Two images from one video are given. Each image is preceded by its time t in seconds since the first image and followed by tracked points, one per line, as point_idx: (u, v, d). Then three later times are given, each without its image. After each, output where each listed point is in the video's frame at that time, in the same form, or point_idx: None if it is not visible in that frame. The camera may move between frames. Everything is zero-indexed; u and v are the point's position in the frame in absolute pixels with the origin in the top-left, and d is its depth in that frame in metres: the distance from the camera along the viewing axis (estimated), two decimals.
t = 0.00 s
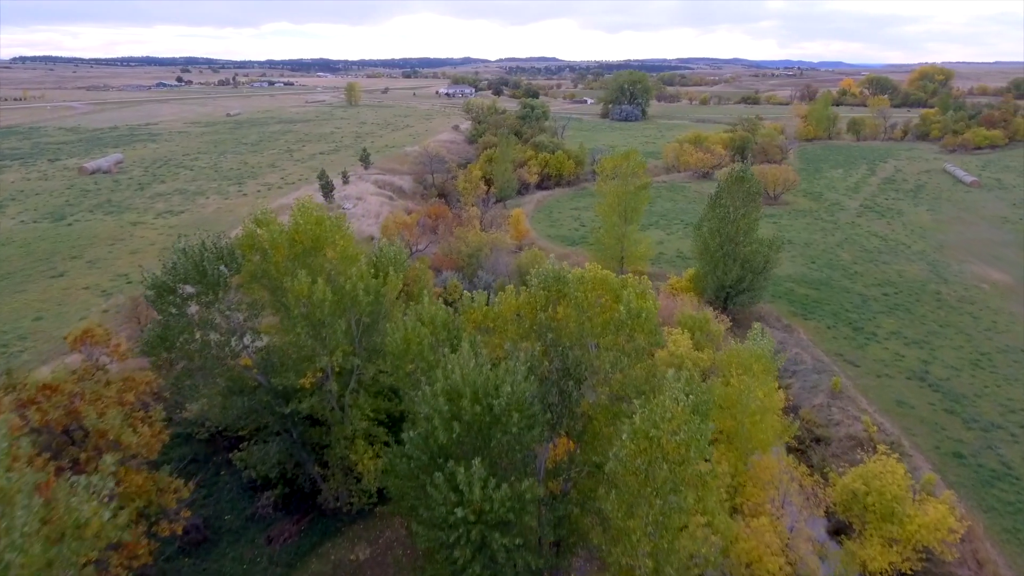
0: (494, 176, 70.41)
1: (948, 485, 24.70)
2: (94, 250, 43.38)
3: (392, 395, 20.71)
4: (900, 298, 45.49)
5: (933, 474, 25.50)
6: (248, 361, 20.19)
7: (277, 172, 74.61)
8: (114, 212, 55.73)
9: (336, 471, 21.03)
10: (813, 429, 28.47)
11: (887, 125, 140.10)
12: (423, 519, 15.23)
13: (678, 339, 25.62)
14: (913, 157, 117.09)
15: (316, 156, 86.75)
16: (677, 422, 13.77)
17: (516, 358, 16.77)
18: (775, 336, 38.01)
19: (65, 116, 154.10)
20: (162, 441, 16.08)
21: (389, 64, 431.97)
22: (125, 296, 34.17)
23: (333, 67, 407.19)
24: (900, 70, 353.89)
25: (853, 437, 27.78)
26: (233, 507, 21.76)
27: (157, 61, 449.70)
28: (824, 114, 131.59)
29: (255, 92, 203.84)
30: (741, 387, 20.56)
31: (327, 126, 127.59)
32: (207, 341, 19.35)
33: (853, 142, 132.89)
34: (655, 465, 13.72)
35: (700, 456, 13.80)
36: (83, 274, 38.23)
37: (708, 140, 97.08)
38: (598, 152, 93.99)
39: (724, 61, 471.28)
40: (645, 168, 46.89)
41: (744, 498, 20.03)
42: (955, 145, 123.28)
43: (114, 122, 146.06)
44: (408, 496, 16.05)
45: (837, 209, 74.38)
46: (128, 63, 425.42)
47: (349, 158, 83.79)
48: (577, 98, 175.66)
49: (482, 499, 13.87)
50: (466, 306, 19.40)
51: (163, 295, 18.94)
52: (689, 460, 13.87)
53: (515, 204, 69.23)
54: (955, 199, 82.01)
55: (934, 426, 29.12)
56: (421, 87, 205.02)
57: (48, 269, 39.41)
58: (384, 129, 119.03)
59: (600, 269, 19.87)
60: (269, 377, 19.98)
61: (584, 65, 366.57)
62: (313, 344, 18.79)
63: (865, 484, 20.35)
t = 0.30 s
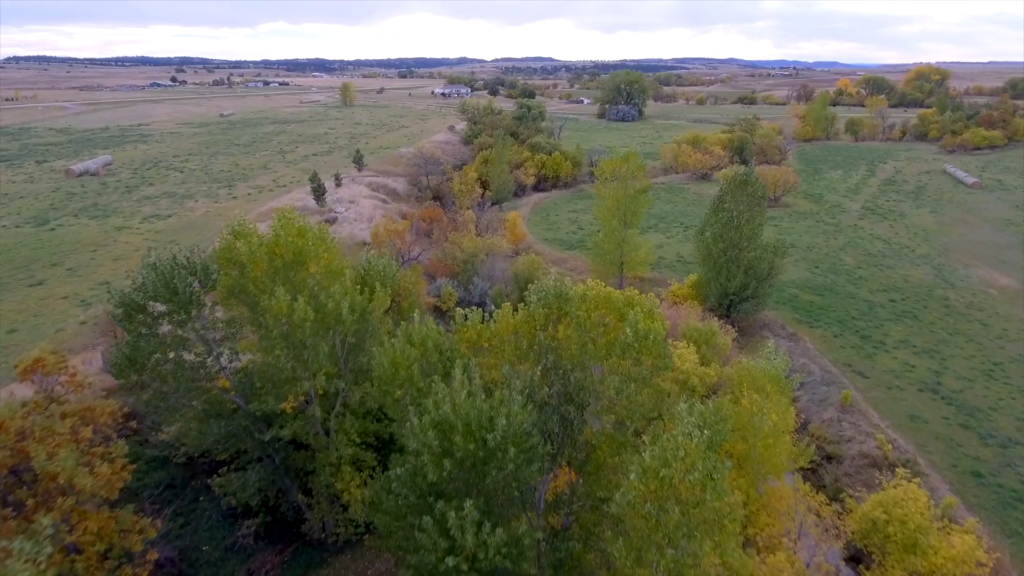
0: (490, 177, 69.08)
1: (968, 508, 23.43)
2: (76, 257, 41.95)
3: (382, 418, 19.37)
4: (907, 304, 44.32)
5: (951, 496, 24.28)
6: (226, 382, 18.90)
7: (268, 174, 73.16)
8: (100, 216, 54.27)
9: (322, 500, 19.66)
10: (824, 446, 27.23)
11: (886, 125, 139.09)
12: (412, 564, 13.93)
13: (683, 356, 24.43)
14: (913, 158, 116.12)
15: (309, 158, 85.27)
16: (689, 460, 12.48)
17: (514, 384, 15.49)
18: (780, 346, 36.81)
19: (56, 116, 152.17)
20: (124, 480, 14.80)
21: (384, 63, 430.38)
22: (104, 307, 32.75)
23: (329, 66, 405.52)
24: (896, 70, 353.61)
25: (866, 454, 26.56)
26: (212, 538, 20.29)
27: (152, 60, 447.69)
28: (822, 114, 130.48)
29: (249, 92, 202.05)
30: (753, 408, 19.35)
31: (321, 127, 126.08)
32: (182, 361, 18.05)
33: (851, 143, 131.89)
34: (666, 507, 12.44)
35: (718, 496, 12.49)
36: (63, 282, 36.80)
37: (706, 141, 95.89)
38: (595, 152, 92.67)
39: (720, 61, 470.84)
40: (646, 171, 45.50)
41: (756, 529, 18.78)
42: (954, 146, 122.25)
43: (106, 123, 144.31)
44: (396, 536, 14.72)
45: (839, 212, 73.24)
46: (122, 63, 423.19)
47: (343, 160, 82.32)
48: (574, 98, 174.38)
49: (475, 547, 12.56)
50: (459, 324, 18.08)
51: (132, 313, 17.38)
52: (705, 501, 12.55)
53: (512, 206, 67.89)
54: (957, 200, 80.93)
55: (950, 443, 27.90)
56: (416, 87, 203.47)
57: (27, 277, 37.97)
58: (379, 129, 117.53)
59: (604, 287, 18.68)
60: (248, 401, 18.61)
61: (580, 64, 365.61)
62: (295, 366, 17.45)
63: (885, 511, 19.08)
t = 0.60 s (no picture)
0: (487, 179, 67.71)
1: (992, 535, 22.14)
2: (57, 264, 40.51)
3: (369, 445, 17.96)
4: (915, 311, 43.08)
5: (974, 522, 22.98)
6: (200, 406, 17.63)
7: (260, 176, 71.68)
8: (85, 221, 52.81)
9: (305, 533, 18.21)
10: (838, 465, 25.94)
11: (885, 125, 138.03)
12: None
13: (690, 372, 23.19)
14: (913, 158, 115.08)
15: (303, 159, 83.82)
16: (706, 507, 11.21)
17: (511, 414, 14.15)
18: (786, 357, 35.55)
19: (47, 117, 150.28)
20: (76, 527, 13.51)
21: (381, 63, 428.74)
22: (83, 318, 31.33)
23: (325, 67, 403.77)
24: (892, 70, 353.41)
25: (882, 474, 25.28)
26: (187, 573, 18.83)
27: (147, 60, 444.28)
28: (821, 114, 129.37)
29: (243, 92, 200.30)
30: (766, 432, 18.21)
31: (315, 127, 124.59)
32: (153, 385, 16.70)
33: (850, 143, 130.89)
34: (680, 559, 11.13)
35: (739, 548, 11.13)
36: (42, 291, 35.38)
37: (705, 142, 94.66)
38: (593, 153, 91.37)
39: (716, 61, 470.32)
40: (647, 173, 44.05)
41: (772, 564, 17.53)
42: (954, 147, 121.17)
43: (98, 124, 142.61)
44: None
45: (841, 214, 72.05)
46: (118, 63, 420.36)
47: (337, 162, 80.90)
48: (571, 98, 173.04)
49: None
50: (453, 345, 16.70)
51: (96, 335, 16.23)
52: (726, 553, 11.23)
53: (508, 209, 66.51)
54: (959, 202, 79.78)
55: (969, 461, 26.62)
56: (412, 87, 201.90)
57: (5, 285, 36.54)
58: (374, 130, 116.08)
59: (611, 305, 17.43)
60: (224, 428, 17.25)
61: (576, 64, 364.55)
62: (273, 393, 16.07)
63: (910, 544, 17.75)
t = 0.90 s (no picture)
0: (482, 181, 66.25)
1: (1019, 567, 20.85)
2: (34, 271, 38.99)
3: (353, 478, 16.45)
4: (924, 318, 41.83)
5: (999, 551, 21.66)
6: (168, 438, 16.25)
7: (251, 179, 70.03)
8: (67, 225, 51.27)
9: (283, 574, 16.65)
10: (853, 486, 24.59)
11: (883, 126, 136.93)
12: None
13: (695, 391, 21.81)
14: (912, 159, 113.96)
15: (294, 161, 82.23)
16: None
17: (507, 455, 12.66)
18: (793, 368, 34.26)
19: (36, 117, 148.09)
20: None
21: (376, 64, 427.12)
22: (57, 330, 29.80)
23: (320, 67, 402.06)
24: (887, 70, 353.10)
25: (899, 497, 23.96)
26: None
27: (141, 61, 442.40)
28: (819, 115, 128.25)
29: (237, 92, 198.40)
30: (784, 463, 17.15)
31: (309, 128, 122.93)
32: (115, 417, 15.37)
33: (848, 144, 129.84)
34: None
35: None
36: (15, 302, 33.84)
37: (703, 143, 93.42)
38: (590, 154, 89.97)
39: (711, 61, 470.44)
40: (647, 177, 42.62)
41: None
42: (954, 148, 120.05)
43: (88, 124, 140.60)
44: None
45: (842, 217, 70.81)
46: (111, 63, 417.20)
47: (329, 163, 79.35)
48: (567, 98, 171.56)
49: None
50: (445, 371, 15.31)
51: (49, 363, 14.82)
52: None
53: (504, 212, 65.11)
54: (962, 204, 78.59)
55: (990, 482, 25.30)
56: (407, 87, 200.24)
57: None
58: (368, 131, 114.60)
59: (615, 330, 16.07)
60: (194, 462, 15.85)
61: (572, 65, 363.81)
62: (245, 426, 14.59)
63: None
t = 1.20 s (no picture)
0: (479, 183, 64.96)
1: None
2: (15, 279, 37.69)
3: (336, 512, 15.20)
4: (933, 326, 40.71)
5: None
6: (137, 470, 15.03)
7: (243, 181, 68.75)
8: (53, 230, 49.90)
9: None
10: (869, 507, 23.42)
11: (883, 126, 135.95)
12: None
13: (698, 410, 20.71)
14: (913, 160, 112.94)
15: (288, 163, 80.88)
16: None
17: (503, 500, 11.44)
18: (801, 380, 33.08)
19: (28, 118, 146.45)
20: None
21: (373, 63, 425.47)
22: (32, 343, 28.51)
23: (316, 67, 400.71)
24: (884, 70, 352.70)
25: (918, 520, 22.77)
26: None
27: (137, 61, 440.25)
28: (818, 115, 127.22)
29: (232, 92, 196.90)
30: (805, 494, 15.76)
31: (304, 129, 121.54)
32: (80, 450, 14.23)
33: (848, 145, 128.82)
34: None
35: None
36: None
37: (703, 145, 92.31)
38: (588, 156, 88.80)
39: (708, 61, 469.90)
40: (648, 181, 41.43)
41: None
42: (954, 149, 119.00)
43: (80, 125, 139.01)
44: None
45: (845, 219, 69.68)
46: (107, 62, 415.05)
47: (324, 165, 78.03)
48: (565, 98, 170.41)
49: None
50: (438, 400, 14.08)
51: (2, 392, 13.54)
52: None
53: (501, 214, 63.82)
54: (965, 207, 77.50)
55: (1011, 503, 24.14)
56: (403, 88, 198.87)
57: None
58: (364, 132, 113.31)
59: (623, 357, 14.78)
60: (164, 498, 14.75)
61: (569, 65, 363.33)
62: (216, 461, 13.35)
63: None
